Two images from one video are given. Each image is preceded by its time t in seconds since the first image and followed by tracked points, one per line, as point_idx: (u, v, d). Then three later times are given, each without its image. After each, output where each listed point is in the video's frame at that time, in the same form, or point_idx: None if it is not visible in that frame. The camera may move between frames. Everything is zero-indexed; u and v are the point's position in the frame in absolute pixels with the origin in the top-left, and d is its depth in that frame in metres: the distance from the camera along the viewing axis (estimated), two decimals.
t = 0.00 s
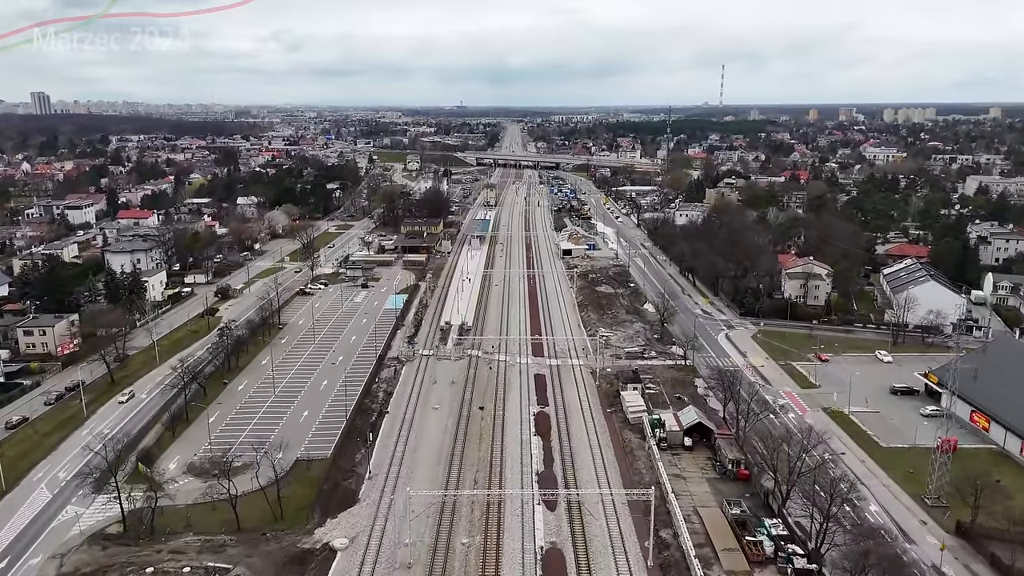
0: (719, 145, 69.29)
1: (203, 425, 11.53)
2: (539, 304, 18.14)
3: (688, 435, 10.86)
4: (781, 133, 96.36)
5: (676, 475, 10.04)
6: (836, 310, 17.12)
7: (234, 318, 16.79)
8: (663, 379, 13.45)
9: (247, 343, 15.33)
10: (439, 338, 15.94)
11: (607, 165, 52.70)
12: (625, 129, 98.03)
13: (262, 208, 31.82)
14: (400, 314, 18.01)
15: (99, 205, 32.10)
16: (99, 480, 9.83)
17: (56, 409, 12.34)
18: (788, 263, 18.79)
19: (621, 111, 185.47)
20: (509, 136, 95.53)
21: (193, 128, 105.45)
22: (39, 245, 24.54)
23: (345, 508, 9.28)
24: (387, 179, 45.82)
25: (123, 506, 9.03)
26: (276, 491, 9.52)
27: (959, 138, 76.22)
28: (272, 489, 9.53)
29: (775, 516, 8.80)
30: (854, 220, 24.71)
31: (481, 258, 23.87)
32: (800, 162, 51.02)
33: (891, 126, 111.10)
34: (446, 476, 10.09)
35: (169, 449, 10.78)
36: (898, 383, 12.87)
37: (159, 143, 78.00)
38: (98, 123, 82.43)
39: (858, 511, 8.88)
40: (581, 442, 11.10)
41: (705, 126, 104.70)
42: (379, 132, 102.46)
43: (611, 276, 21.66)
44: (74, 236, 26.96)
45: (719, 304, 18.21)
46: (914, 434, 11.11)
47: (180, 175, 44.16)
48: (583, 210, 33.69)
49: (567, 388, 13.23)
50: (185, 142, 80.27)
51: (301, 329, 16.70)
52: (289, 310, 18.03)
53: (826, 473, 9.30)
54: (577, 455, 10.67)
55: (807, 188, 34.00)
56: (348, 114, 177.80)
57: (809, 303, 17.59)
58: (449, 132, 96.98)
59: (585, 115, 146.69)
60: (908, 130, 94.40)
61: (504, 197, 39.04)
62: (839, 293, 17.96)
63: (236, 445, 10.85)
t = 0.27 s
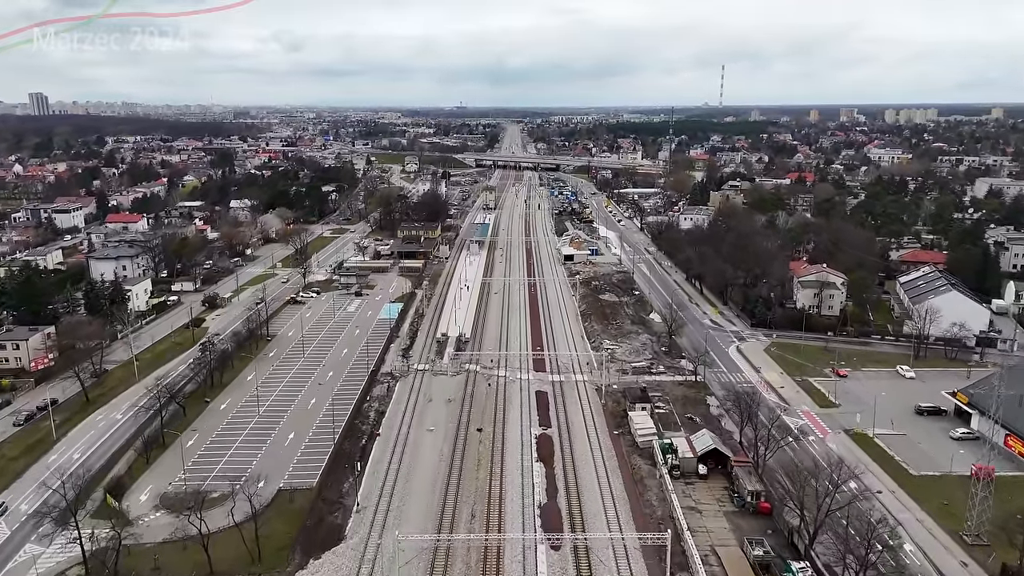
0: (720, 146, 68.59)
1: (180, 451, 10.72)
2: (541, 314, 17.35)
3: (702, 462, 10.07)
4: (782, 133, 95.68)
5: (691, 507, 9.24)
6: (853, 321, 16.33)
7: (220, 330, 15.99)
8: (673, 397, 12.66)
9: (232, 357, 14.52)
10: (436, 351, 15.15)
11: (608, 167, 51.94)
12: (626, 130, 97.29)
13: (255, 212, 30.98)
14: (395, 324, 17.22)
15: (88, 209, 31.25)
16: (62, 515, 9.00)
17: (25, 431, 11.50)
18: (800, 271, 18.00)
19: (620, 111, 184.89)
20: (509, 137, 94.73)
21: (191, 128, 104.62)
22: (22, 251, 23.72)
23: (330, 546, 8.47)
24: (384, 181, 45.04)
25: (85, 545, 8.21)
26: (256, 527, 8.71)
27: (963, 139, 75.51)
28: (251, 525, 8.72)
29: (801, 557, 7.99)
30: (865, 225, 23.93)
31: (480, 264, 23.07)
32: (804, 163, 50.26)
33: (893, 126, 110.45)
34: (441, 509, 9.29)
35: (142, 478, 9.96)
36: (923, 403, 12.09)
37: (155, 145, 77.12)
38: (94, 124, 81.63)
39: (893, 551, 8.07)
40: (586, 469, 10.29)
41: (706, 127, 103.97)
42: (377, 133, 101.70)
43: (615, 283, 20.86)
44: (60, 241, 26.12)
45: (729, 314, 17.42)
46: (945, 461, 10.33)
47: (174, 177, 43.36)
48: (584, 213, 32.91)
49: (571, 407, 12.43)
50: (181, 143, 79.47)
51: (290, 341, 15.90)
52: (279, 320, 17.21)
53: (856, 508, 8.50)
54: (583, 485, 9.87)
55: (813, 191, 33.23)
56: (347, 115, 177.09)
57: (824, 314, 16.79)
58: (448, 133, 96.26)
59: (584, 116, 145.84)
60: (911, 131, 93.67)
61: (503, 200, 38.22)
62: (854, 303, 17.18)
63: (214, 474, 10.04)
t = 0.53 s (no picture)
0: (723, 147, 67.86)
1: (153, 479, 9.90)
2: (542, 325, 16.53)
3: (720, 495, 9.27)
4: (784, 134, 94.97)
5: (708, 545, 8.42)
6: (871, 333, 15.50)
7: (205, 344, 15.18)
8: (685, 418, 11.84)
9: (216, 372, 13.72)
10: (432, 365, 14.32)
11: (610, 168, 51.15)
12: (627, 130, 96.53)
13: (248, 215, 30.18)
14: (390, 335, 16.40)
15: (77, 211, 30.44)
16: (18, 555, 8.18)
17: None
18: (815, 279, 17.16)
19: (620, 111, 184.38)
20: (509, 137, 93.94)
21: (189, 129, 103.83)
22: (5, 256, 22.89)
23: None
24: (382, 183, 44.25)
25: None
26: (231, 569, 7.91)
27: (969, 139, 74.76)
28: (225, 568, 7.91)
29: None
30: (878, 229, 23.11)
31: (479, 271, 22.24)
32: (809, 164, 49.49)
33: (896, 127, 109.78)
34: (435, 547, 8.48)
35: (109, 511, 9.15)
36: (954, 424, 11.27)
37: (151, 145, 76.30)
38: (90, 125, 80.84)
39: None
40: (593, 501, 9.48)
41: (708, 127, 103.25)
42: (377, 133, 100.96)
43: (619, 291, 20.02)
44: (46, 245, 25.32)
45: (740, 325, 16.60)
46: (984, 492, 9.51)
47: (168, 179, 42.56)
48: (587, 216, 32.09)
49: (575, 428, 11.62)
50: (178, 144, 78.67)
51: (279, 354, 15.08)
52: (267, 330, 16.43)
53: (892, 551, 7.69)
54: (589, 518, 9.05)
55: (821, 193, 32.43)
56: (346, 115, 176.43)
57: (840, 324, 15.96)
58: (448, 134, 95.53)
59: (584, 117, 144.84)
60: (916, 131, 92.81)
61: (503, 202, 37.40)
62: (872, 313, 16.36)
63: (189, 507, 9.24)
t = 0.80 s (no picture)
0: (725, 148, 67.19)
1: (123, 512, 9.10)
2: (544, 337, 15.73)
3: (741, 533, 8.44)
4: (787, 134, 94.26)
5: None
6: (891, 346, 14.68)
7: (188, 358, 14.38)
8: (698, 441, 11.04)
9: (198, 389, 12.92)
10: (428, 380, 13.52)
11: (611, 169, 50.38)
12: (628, 130, 95.75)
13: (242, 218, 29.39)
14: (384, 347, 15.60)
15: (66, 214, 29.65)
16: None
17: None
18: (830, 288, 16.36)
19: (621, 112, 183.71)
20: (510, 138, 93.19)
21: (186, 128, 103.01)
22: None
23: None
24: (380, 184, 43.47)
25: None
26: None
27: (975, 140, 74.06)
28: None
29: None
30: (891, 233, 22.31)
31: (478, 277, 21.45)
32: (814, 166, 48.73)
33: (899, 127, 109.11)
34: None
35: (71, 550, 8.34)
36: (988, 449, 10.47)
37: (148, 146, 75.52)
38: (86, 124, 80.05)
39: None
40: (601, 537, 8.68)
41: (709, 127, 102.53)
42: (376, 133, 100.21)
43: (624, 299, 19.21)
44: (32, 250, 24.54)
45: (752, 337, 15.80)
46: None
47: (162, 180, 41.77)
48: (589, 219, 31.31)
49: (581, 452, 10.82)
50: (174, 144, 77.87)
51: (266, 367, 14.28)
52: (255, 340, 15.63)
53: None
54: (598, 558, 8.26)
55: (829, 196, 31.64)
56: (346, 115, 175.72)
57: (858, 336, 15.14)
58: (448, 134, 94.76)
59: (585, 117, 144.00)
60: (919, 131, 92.17)
61: (503, 204, 36.60)
62: (891, 324, 15.56)
63: (160, 545, 8.45)
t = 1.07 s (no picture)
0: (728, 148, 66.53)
1: (85, 549, 8.31)
2: (546, 349, 14.93)
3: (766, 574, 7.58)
4: (789, 134, 93.50)
5: None
6: (913, 359, 13.88)
7: (169, 374, 13.58)
8: (713, 467, 10.24)
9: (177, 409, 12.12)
10: (423, 397, 12.72)
11: (613, 170, 49.60)
12: (629, 130, 94.95)
13: (234, 221, 28.59)
14: (378, 359, 14.81)
15: (54, 217, 28.85)
16: None
17: None
18: (846, 297, 15.58)
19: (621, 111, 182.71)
20: (510, 138, 92.38)
21: (184, 128, 102.18)
22: None
23: None
24: (378, 186, 42.69)
25: None
26: None
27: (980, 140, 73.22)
28: None
29: None
30: (906, 238, 21.51)
31: (477, 284, 20.64)
32: (819, 166, 47.95)
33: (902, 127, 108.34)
34: None
35: None
36: None
37: (144, 146, 74.70)
38: (83, 124, 79.29)
39: None
40: None
41: (711, 127, 101.70)
42: (376, 133, 99.46)
43: (629, 307, 18.41)
44: (16, 254, 23.76)
45: (765, 349, 15.00)
46: None
47: (155, 182, 40.98)
48: (591, 221, 30.52)
49: (585, 478, 10.02)
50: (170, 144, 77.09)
51: (251, 382, 13.48)
52: (240, 353, 14.82)
53: None
54: None
55: (838, 198, 30.84)
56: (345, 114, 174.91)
57: (877, 349, 14.35)
58: (447, 134, 94.12)
59: (585, 117, 143.23)
60: (922, 131, 91.45)
61: (503, 206, 35.78)
62: (913, 336, 14.75)
63: None
